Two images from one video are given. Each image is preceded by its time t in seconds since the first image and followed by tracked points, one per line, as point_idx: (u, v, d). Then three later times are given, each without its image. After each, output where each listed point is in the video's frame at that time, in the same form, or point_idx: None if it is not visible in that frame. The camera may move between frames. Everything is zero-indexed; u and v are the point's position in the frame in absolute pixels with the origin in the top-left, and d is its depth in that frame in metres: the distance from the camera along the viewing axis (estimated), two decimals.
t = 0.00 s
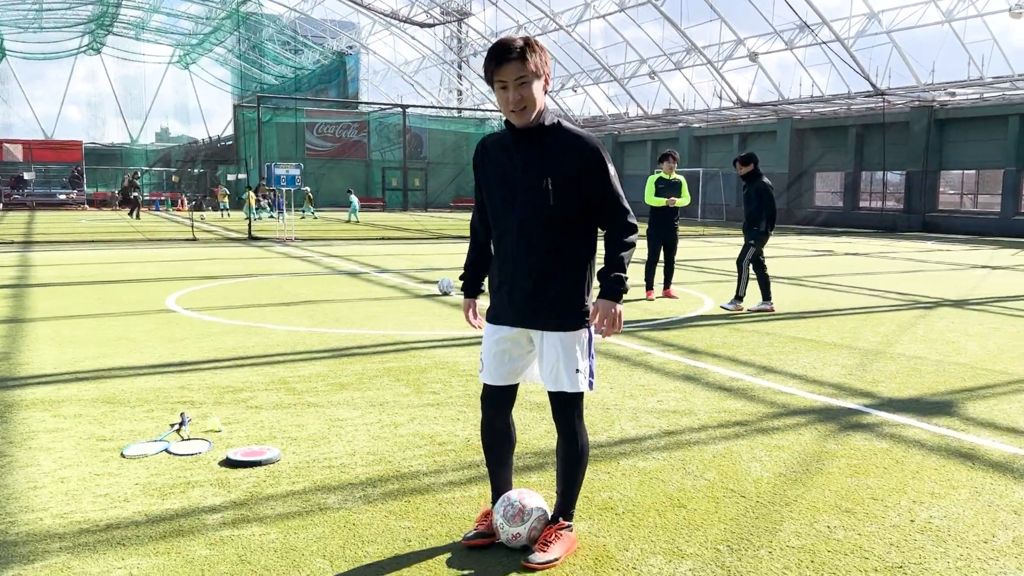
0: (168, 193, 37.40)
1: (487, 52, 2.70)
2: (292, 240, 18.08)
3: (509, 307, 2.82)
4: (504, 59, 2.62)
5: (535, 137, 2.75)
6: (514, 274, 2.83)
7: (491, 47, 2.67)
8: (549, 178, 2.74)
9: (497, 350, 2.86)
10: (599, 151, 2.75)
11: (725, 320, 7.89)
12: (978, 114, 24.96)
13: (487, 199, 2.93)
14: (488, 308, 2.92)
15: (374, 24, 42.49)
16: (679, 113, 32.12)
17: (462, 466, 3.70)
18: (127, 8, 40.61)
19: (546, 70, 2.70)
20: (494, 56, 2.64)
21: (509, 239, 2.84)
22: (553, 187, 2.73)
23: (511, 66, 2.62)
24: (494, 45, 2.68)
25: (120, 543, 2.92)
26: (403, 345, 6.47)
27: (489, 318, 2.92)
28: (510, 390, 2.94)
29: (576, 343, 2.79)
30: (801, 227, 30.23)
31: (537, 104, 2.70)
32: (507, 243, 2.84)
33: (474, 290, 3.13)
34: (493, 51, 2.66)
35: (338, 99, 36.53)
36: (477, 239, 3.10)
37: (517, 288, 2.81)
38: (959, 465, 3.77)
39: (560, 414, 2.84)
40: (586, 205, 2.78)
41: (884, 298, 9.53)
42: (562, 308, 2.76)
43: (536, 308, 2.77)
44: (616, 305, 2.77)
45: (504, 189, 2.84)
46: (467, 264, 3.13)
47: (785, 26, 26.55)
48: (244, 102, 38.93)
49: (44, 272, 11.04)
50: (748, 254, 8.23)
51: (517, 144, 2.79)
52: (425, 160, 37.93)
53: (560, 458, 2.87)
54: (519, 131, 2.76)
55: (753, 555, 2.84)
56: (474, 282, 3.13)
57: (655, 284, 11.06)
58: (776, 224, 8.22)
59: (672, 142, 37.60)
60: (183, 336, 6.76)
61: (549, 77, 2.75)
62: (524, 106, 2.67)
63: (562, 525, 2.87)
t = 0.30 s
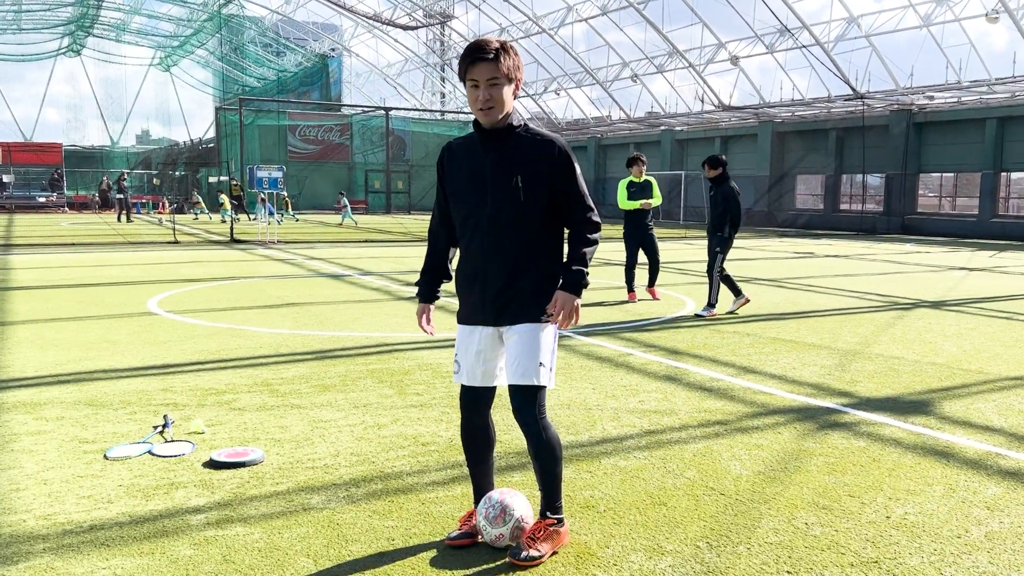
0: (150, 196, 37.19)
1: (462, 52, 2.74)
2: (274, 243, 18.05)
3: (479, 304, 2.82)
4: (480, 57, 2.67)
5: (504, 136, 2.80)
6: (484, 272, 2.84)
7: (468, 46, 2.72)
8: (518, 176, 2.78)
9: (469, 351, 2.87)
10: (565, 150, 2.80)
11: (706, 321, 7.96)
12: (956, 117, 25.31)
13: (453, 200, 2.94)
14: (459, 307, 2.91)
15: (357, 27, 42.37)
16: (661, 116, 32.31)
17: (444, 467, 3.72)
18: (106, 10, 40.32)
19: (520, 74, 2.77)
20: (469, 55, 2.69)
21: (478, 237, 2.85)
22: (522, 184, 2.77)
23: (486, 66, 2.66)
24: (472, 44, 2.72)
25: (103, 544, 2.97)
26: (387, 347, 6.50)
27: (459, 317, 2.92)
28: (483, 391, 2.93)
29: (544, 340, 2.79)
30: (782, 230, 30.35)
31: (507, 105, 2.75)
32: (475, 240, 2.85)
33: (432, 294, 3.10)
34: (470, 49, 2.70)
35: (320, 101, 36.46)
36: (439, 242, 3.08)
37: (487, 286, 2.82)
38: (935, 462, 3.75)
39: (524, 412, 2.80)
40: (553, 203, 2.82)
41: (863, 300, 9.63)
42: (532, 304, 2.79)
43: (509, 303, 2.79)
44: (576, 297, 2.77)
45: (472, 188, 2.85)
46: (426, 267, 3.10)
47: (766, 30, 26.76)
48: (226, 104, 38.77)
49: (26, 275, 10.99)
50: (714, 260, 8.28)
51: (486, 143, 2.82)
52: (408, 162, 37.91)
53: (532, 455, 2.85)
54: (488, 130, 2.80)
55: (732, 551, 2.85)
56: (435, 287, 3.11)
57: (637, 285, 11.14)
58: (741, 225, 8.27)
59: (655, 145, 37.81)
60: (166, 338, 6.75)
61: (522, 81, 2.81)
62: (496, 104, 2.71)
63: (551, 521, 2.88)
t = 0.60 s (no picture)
0: (142, 199, 37.20)
1: (460, 56, 2.73)
2: (268, 246, 18.02)
3: (472, 305, 2.86)
4: (468, 68, 2.64)
5: (501, 139, 2.81)
6: (478, 271, 2.87)
7: (460, 53, 2.69)
8: (513, 178, 2.79)
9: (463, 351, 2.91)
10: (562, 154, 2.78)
11: (698, 323, 8.01)
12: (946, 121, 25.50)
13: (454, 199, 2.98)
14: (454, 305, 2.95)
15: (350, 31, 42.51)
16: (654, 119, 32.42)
17: (439, 467, 3.75)
18: (99, 13, 40.39)
19: (515, 77, 2.72)
20: (459, 64, 2.67)
21: (475, 237, 2.88)
22: (515, 186, 2.79)
23: (474, 76, 2.64)
24: (464, 51, 2.69)
25: (101, 543, 3.01)
26: (381, 349, 6.54)
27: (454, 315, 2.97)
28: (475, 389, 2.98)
29: (534, 343, 2.81)
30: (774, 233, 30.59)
31: (503, 109, 2.74)
32: (470, 242, 2.89)
33: (434, 289, 3.13)
34: (461, 57, 2.68)
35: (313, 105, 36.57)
36: (444, 239, 3.12)
37: (480, 287, 2.85)
38: (926, 461, 3.79)
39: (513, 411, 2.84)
40: (548, 206, 2.82)
41: (854, 302, 9.69)
42: (521, 306, 2.79)
43: (499, 304, 2.80)
44: (567, 304, 2.73)
45: (471, 188, 2.89)
46: (430, 264, 3.15)
47: (758, 34, 26.90)
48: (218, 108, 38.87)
49: (19, 279, 11.00)
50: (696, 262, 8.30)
51: (486, 142, 2.84)
52: (401, 166, 37.99)
53: (524, 462, 2.88)
54: (486, 133, 2.81)
55: (727, 549, 2.88)
56: (437, 282, 3.15)
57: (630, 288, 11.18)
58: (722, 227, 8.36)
59: (648, 148, 37.93)
60: (160, 341, 6.76)
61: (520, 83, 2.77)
62: (489, 109, 2.71)
63: (531, 525, 2.91)
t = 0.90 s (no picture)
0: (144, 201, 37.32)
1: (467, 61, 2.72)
2: (270, 248, 18.04)
3: (484, 305, 2.89)
4: (475, 78, 2.62)
5: (512, 142, 2.80)
6: (489, 273, 2.89)
7: (467, 58, 2.66)
8: (523, 181, 2.79)
9: (474, 351, 2.94)
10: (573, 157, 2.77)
11: (701, 323, 8.02)
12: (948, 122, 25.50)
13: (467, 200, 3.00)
14: (465, 303, 2.99)
15: (352, 33, 42.64)
16: (656, 121, 32.46)
17: (445, 466, 3.77)
18: (101, 16, 40.50)
19: (523, 82, 2.69)
20: (466, 71, 2.65)
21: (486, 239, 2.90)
22: (526, 190, 2.78)
23: (482, 85, 2.62)
24: (470, 55, 2.67)
25: (111, 540, 3.04)
26: (385, 349, 6.56)
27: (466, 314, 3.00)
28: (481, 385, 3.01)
29: (545, 345, 2.83)
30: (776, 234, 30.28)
31: (512, 113, 2.73)
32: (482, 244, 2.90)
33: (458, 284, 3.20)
34: (467, 63, 2.65)
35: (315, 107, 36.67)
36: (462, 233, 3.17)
37: (491, 289, 2.87)
38: (929, 460, 3.80)
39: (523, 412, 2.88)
40: (558, 209, 2.82)
41: (856, 303, 9.71)
42: (531, 309, 2.80)
43: (507, 307, 2.83)
44: (578, 309, 2.75)
45: (483, 190, 2.90)
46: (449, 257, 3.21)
47: (759, 36, 26.92)
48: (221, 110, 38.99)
49: (22, 280, 11.03)
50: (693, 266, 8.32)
51: (497, 144, 2.84)
52: (403, 167, 38.02)
53: (534, 461, 2.90)
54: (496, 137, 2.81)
55: (731, 546, 2.89)
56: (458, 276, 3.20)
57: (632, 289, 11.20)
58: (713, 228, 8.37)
59: (650, 150, 37.95)
60: (165, 341, 6.78)
61: (529, 85, 2.74)
62: (498, 115, 2.70)
63: (538, 522, 2.92)
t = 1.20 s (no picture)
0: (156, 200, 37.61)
1: (471, 67, 2.72)
2: (282, 247, 18.12)
3: (493, 307, 2.91)
4: (481, 85, 2.63)
5: (520, 144, 2.82)
6: (497, 274, 2.90)
7: (471, 67, 2.67)
8: (533, 184, 2.82)
9: (482, 353, 2.95)
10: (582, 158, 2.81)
11: (712, 323, 8.03)
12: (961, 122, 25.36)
13: (472, 201, 3.01)
14: (474, 306, 3.00)
15: (363, 33, 42.82)
16: (666, 121, 32.40)
17: (457, 462, 3.81)
18: (114, 17, 40.79)
19: (527, 87, 2.71)
20: (472, 80, 2.66)
21: (493, 241, 2.91)
22: (538, 193, 2.81)
23: (488, 94, 2.63)
24: (476, 63, 2.67)
25: (130, 534, 3.09)
26: (397, 347, 6.61)
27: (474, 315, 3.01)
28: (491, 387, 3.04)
29: (559, 343, 2.87)
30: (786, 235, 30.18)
31: (518, 117, 2.75)
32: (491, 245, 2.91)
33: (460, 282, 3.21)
34: (472, 72, 2.67)
35: (327, 107, 36.81)
36: (462, 233, 3.17)
37: (500, 290, 2.89)
38: (940, 459, 3.80)
39: (536, 409, 2.90)
40: (568, 209, 2.86)
41: (867, 303, 9.69)
42: (545, 308, 2.85)
43: (520, 307, 2.86)
44: (597, 307, 2.83)
45: (489, 193, 2.91)
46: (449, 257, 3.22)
47: (771, 35, 26.84)
48: (233, 110, 39.21)
49: (37, 279, 11.13)
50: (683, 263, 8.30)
51: (502, 147, 2.86)
52: (414, 167, 38.08)
53: (543, 457, 2.95)
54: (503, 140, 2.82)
55: (742, 542, 2.92)
56: (460, 276, 3.22)
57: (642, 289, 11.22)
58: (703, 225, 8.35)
59: (660, 150, 37.91)
60: (179, 339, 6.85)
61: (533, 89, 2.76)
62: (505, 122, 2.73)
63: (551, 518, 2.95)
